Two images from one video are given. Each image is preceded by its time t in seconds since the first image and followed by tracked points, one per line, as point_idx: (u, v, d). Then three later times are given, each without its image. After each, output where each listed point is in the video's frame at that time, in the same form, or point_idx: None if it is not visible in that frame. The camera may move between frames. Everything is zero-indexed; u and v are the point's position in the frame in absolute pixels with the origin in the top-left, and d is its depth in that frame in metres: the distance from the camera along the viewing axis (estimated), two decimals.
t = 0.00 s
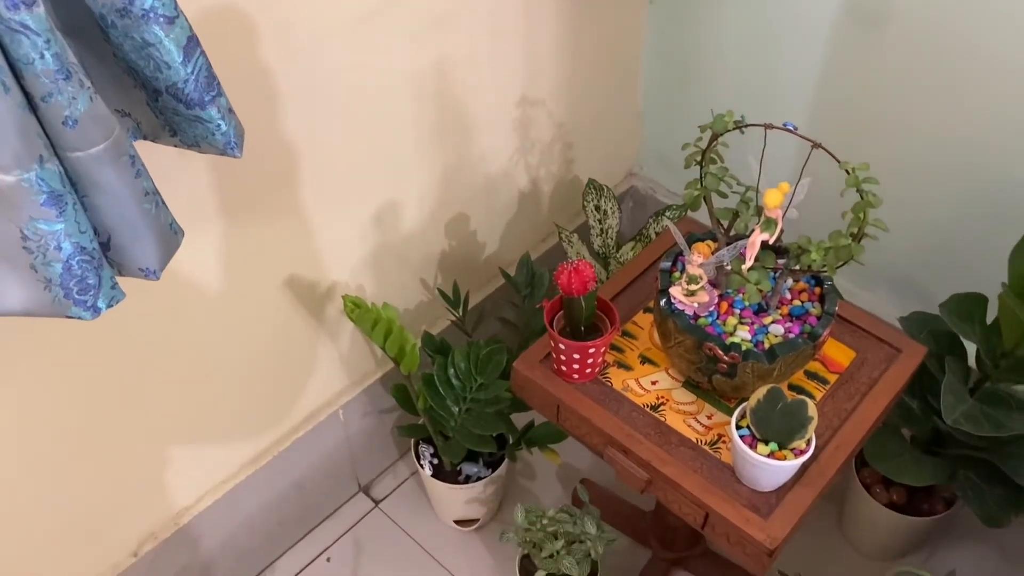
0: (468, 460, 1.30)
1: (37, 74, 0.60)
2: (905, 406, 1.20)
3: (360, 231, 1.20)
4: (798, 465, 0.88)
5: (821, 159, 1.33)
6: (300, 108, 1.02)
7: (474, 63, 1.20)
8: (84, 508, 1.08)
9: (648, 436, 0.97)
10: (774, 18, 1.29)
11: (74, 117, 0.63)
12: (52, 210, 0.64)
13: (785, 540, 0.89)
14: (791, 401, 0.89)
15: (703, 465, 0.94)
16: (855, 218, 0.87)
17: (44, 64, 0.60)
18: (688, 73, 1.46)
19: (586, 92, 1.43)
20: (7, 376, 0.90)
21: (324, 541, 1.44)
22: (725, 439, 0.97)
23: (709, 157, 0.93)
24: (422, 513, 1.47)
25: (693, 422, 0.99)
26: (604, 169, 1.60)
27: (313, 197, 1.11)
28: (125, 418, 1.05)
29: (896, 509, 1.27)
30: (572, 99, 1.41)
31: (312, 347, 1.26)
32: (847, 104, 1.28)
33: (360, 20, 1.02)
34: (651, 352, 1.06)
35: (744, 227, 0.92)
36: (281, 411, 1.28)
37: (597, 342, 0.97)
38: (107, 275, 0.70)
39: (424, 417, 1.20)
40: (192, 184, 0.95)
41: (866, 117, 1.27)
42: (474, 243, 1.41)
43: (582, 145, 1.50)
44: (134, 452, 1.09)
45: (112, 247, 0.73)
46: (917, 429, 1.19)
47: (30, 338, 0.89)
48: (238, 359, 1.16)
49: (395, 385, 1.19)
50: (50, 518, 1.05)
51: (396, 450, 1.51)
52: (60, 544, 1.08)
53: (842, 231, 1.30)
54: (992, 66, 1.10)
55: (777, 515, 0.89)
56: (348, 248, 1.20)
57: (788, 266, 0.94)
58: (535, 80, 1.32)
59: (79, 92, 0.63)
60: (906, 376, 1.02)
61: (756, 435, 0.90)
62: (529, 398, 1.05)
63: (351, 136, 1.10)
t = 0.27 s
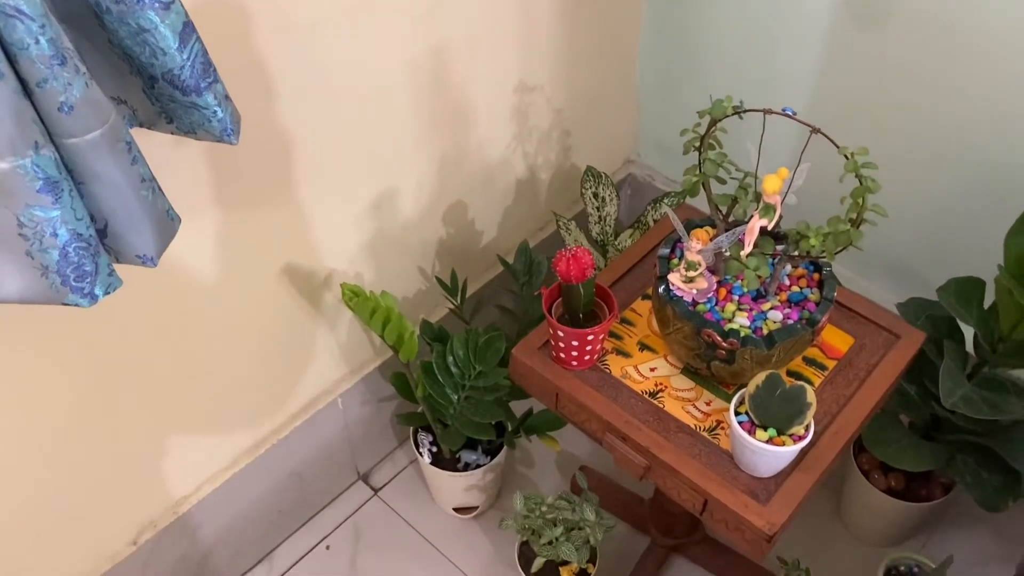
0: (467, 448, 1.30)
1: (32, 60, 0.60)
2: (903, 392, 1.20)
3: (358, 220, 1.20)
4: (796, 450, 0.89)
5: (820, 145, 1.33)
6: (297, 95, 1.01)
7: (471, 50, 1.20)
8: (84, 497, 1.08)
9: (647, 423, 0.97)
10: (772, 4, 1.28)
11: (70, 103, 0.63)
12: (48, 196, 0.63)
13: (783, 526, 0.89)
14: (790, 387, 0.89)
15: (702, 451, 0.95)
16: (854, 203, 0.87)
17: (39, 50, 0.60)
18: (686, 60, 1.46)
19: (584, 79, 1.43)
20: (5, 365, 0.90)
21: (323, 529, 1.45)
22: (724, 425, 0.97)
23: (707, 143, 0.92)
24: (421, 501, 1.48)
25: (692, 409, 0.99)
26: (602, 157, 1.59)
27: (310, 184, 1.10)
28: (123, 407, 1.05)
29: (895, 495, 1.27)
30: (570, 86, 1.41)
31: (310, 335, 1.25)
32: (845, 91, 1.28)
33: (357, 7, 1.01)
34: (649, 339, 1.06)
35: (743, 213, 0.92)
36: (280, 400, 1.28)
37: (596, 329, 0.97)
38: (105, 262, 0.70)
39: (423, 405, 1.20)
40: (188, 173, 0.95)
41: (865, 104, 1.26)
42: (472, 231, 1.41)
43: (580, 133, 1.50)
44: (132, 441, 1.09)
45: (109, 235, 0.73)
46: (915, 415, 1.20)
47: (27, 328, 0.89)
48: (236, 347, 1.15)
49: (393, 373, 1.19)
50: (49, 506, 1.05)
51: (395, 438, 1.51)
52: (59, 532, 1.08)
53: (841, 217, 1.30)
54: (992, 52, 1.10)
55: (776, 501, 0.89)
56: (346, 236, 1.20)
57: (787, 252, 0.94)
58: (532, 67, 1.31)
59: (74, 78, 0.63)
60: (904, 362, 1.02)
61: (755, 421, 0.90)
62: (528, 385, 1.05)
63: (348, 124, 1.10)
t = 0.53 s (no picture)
0: (465, 435, 1.30)
1: (25, 44, 0.59)
2: (901, 378, 1.20)
3: (354, 207, 1.20)
4: (795, 436, 0.89)
5: (818, 131, 1.33)
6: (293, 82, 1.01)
7: (468, 36, 1.19)
8: (81, 486, 1.08)
9: (645, 409, 0.97)
10: None
11: (64, 88, 0.62)
12: (44, 182, 0.63)
13: (782, 511, 0.89)
14: (788, 372, 0.89)
15: (700, 437, 0.95)
16: (853, 187, 0.86)
17: (33, 34, 0.59)
18: (683, 46, 1.45)
19: (581, 65, 1.42)
20: None
21: (322, 517, 1.45)
22: (722, 411, 0.97)
23: (705, 128, 0.92)
24: (419, 489, 1.48)
25: (690, 395, 0.99)
26: (599, 143, 1.59)
27: (306, 170, 1.10)
28: (120, 395, 1.05)
29: (893, 481, 1.27)
30: (567, 73, 1.40)
31: (307, 323, 1.25)
32: (843, 77, 1.27)
33: None
34: (647, 326, 1.06)
35: (741, 199, 0.92)
36: (278, 387, 1.28)
37: (594, 316, 0.96)
38: (101, 249, 0.69)
39: (421, 392, 1.20)
40: (184, 160, 0.95)
41: (862, 90, 1.26)
42: (469, 218, 1.40)
43: (577, 119, 1.49)
44: (129, 430, 1.09)
45: (105, 221, 0.72)
46: (913, 401, 1.20)
47: (22, 316, 0.89)
48: (233, 335, 1.15)
49: (391, 361, 1.18)
50: (47, 494, 1.04)
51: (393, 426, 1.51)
52: (56, 520, 1.08)
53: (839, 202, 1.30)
54: (990, 37, 1.09)
55: (774, 487, 0.89)
56: (343, 223, 1.20)
57: (785, 238, 0.94)
58: (529, 53, 1.31)
59: (69, 62, 0.62)
60: (902, 347, 1.02)
61: (753, 406, 0.90)
62: (526, 372, 1.05)
63: (344, 110, 1.09)
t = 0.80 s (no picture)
0: (463, 423, 1.30)
1: (17, 29, 0.58)
2: (899, 363, 1.21)
3: (351, 194, 1.19)
4: (792, 421, 0.89)
5: (816, 116, 1.32)
6: (289, 68, 1.00)
7: (464, 22, 1.18)
8: (78, 475, 1.08)
9: (643, 395, 0.97)
10: None
11: (58, 74, 0.62)
12: (38, 169, 0.62)
13: (779, 496, 0.89)
14: (786, 358, 0.89)
15: (698, 423, 0.95)
16: (851, 172, 0.86)
17: (25, 19, 0.58)
18: (681, 32, 1.44)
19: (578, 52, 1.41)
20: None
21: (320, 505, 1.45)
22: (720, 397, 0.97)
23: (703, 114, 0.92)
24: (418, 476, 1.48)
25: (688, 381, 0.99)
26: (596, 130, 1.58)
27: (303, 158, 1.09)
28: (116, 384, 1.05)
29: (890, 466, 1.28)
30: (564, 59, 1.40)
31: (305, 311, 1.25)
32: (841, 62, 1.27)
33: None
34: (645, 312, 1.06)
35: (739, 184, 0.91)
36: (276, 376, 1.28)
37: (592, 303, 0.96)
38: (96, 236, 0.69)
39: (419, 380, 1.20)
40: (179, 147, 0.94)
41: (860, 76, 1.26)
42: (467, 205, 1.40)
43: (575, 106, 1.49)
44: (127, 419, 1.09)
45: (101, 208, 0.72)
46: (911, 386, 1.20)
47: (18, 305, 0.89)
48: (230, 323, 1.15)
49: (389, 349, 1.18)
50: (44, 483, 1.04)
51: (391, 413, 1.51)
52: (55, 509, 1.08)
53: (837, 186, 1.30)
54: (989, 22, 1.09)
55: (771, 472, 0.89)
56: (339, 211, 1.19)
57: (783, 224, 0.94)
58: (526, 39, 1.30)
59: (62, 48, 0.61)
60: (900, 333, 1.02)
61: (751, 392, 0.90)
62: (524, 359, 1.05)
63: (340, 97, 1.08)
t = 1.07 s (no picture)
0: (461, 410, 1.31)
1: (9, 13, 0.58)
2: (897, 349, 1.21)
3: (348, 181, 1.19)
4: (791, 406, 0.89)
5: (815, 100, 1.32)
6: (285, 55, 0.99)
7: (461, 8, 1.17)
8: (76, 464, 1.08)
9: (641, 381, 0.97)
10: None
11: (51, 59, 0.61)
12: (32, 155, 0.62)
13: (778, 481, 0.89)
14: (785, 343, 0.89)
15: (696, 409, 0.95)
16: (849, 156, 0.86)
17: (17, 3, 0.58)
18: (679, 17, 1.43)
19: (576, 38, 1.41)
20: None
21: (319, 493, 1.45)
22: (718, 383, 0.97)
23: (701, 99, 0.91)
24: (416, 464, 1.48)
25: (686, 367, 0.99)
26: (594, 117, 1.58)
27: (300, 144, 1.09)
28: (113, 373, 1.05)
29: (888, 452, 1.28)
30: (561, 45, 1.39)
31: (302, 299, 1.25)
32: (839, 48, 1.26)
33: None
34: (644, 299, 1.06)
35: (738, 169, 0.91)
36: (274, 363, 1.27)
37: (590, 289, 0.96)
38: (92, 223, 0.68)
39: (417, 367, 1.20)
40: (174, 134, 0.93)
41: (859, 61, 1.25)
42: (464, 192, 1.40)
43: (572, 92, 1.48)
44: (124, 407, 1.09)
45: (96, 195, 0.71)
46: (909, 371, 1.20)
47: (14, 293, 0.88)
48: (228, 311, 1.15)
49: (387, 336, 1.18)
50: (43, 472, 1.04)
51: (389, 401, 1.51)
52: (53, 497, 1.08)
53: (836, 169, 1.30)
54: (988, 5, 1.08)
55: (770, 457, 0.90)
56: (336, 198, 1.19)
57: (782, 208, 0.93)
58: (523, 25, 1.29)
59: (55, 32, 0.61)
60: (898, 318, 1.02)
61: (749, 377, 0.90)
62: (522, 346, 1.05)
63: (336, 83, 1.08)
